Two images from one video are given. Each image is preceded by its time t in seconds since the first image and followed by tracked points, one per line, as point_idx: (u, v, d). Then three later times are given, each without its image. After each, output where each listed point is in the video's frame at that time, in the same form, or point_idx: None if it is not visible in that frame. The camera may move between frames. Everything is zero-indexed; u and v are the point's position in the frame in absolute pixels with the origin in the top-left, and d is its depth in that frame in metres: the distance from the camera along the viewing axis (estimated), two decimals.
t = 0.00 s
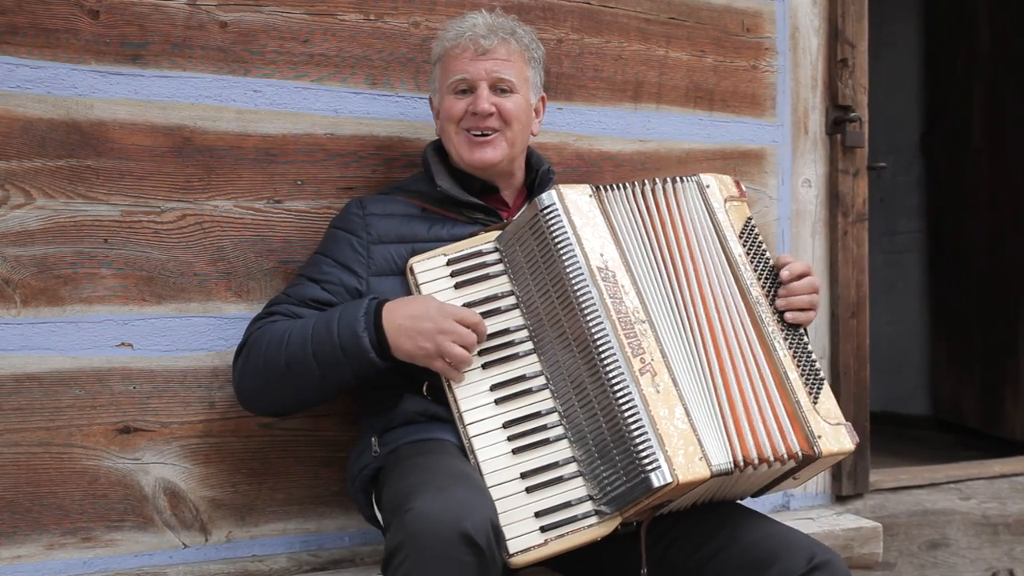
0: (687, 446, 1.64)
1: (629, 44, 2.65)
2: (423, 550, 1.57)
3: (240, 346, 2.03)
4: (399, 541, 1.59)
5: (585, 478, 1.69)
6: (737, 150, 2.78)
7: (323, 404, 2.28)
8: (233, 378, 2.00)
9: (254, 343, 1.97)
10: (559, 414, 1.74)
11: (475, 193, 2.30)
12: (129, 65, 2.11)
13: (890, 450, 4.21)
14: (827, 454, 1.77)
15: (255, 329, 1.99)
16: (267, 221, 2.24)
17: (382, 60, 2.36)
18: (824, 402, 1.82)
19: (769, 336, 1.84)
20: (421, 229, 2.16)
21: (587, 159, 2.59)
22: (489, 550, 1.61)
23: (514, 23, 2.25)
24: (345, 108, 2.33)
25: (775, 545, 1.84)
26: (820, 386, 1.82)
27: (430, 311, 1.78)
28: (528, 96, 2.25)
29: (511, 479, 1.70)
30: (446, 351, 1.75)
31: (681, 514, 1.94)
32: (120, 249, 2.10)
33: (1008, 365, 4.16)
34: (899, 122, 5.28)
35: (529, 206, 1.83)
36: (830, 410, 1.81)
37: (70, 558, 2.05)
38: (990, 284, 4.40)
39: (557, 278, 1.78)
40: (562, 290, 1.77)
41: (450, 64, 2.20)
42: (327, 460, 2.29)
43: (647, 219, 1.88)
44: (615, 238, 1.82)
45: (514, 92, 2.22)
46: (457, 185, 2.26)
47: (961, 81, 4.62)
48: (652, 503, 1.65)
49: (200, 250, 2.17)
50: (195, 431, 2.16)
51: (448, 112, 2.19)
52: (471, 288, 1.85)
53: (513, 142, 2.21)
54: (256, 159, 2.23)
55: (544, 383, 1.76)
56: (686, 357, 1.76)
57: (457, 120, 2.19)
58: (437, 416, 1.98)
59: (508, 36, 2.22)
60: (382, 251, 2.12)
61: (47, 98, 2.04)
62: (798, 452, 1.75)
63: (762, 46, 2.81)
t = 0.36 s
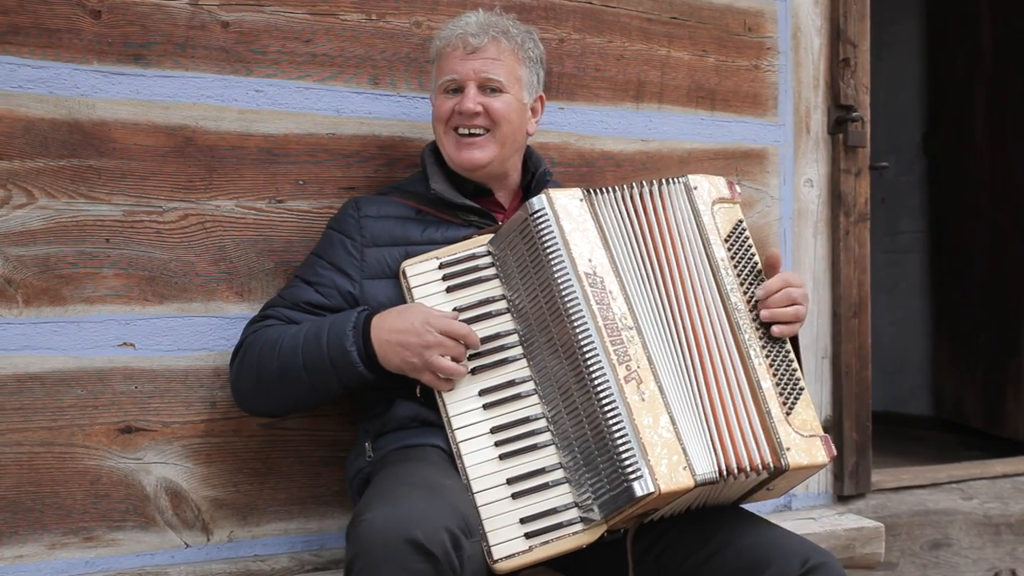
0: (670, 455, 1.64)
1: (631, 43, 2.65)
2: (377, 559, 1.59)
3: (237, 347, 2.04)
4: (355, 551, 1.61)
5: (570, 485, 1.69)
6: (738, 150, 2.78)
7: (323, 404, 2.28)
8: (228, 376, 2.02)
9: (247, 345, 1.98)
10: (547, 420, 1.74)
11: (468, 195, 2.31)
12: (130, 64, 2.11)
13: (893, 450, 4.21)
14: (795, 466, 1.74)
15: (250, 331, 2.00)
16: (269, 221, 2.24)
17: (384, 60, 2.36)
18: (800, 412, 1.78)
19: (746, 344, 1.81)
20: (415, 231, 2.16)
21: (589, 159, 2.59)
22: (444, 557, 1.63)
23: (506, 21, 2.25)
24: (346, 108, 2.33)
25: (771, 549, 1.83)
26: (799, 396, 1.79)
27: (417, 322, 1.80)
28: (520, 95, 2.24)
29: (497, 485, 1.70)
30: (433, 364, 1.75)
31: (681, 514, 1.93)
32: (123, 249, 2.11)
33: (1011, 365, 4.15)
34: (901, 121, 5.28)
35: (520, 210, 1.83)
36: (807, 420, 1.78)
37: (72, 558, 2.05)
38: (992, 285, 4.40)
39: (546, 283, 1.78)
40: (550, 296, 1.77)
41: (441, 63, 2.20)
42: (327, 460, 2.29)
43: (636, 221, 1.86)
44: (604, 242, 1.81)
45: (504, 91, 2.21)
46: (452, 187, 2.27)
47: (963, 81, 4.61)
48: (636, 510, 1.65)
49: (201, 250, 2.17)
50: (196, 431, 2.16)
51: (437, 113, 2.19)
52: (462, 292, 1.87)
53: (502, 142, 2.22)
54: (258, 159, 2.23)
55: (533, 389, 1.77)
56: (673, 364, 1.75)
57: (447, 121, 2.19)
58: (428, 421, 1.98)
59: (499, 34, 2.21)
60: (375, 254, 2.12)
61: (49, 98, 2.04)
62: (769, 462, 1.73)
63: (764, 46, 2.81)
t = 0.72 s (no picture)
0: (672, 455, 1.64)
1: (632, 43, 2.64)
2: (383, 558, 1.58)
3: (238, 354, 2.06)
4: (360, 550, 1.60)
5: (572, 486, 1.68)
6: (739, 150, 2.78)
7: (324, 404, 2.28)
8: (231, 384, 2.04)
9: (248, 354, 1.99)
10: (547, 421, 1.74)
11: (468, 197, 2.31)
12: (131, 64, 2.11)
13: (894, 450, 4.21)
14: (782, 466, 1.74)
15: (250, 340, 2.02)
16: (270, 221, 2.24)
17: (385, 60, 2.36)
18: (787, 411, 1.78)
19: (731, 343, 1.81)
20: (412, 234, 2.15)
21: (590, 158, 2.59)
22: (450, 554, 1.62)
23: (508, 21, 2.24)
24: (347, 108, 2.32)
25: (771, 551, 1.82)
26: (785, 394, 1.80)
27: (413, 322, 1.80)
28: (525, 96, 2.25)
29: (498, 486, 1.70)
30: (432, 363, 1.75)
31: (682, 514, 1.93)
32: (123, 249, 2.11)
33: (1012, 365, 4.15)
34: (902, 121, 5.27)
35: (519, 211, 1.84)
36: (794, 419, 1.78)
37: (73, 558, 2.05)
38: (994, 285, 4.39)
39: (546, 284, 1.78)
40: (550, 297, 1.77)
41: (447, 65, 2.19)
42: (328, 460, 2.29)
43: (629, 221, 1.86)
44: (603, 242, 1.81)
45: (512, 93, 2.22)
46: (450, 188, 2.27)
47: (964, 80, 4.61)
48: (637, 510, 1.65)
49: (202, 250, 2.17)
50: (197, 431, 2.16)
51: (447, 116, 2.19)
52: (461, 294, 1.86)
53: (513, 143, 2.22)
54: (259, 159, 2.23)
55: (533, 390, 1.77)
56: (673, 363, 1.75)
57: (457, 123, 2.19)
58: (429, 422, 1.99)
59: (504, 35, 2.21)
60: (373, 258, 2.12)
61: (50, 97, 2.04)
62: (757, 463, 1.72)
63: (765, 46, 2.81)
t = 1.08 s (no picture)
0: (688, 447, 1.65)
1: (634, 43, 2.64)
2: (411, 559, 1.57)
3: (248, 341, 2.04)
4: (388, 550, 1.59)
5: (586, 478, 1.70)
6: (741, 150, 2.78)
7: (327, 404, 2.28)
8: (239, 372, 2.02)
9: (260, 338, 1.98)
10: (562, 414, 1.75)
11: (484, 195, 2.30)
12: (133, 64, 2.11)
13: (896, 450, 4.20)
14: (785, 466, 1.74)
15: (262, 324, 2.01)
16: (272, 221, 2.24)
17: (387, 60, 2.36)
18: (792, 416, 1.79)
19: (742, 344, 1.83)
20: (428, 228, 2.16)
21: (592, 158, 2.59)
22: (478, 557, 1.61)
23: (521, 23, 2.26)
24: (350, 108, 2.32)
25: (776, 542, 1.83)
26: (791, 399, 1.81)
27: (424, 307, 1.79)
28: (529, 97, 2.23)
29: (512, 477, 1.72)
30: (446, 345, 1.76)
31: (685, 514, 1.93)
32: (125, 249, 2.11)
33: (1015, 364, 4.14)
34: (904, 120, 5.27)
35: (537, 205, 1.82)
36: (797, 424, 1.79)
37: (75, 558, 2.05)
38: (996, 284, 4.39)
39: (563, 278, 1.78)
40: (567, 291, 1.77)
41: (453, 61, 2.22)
42: (331, 459, 2.29)
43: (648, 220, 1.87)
44: (620, 238, 1.82)
45: (512, 92, 2.20)
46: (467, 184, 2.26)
47: (966, 79, 4.60)
48: (652, 503, 1.66)
49: (205, 250, 2.17)
50: (199, 430, 2.16)
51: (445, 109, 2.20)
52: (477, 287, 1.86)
53: (506, 142, 2.20)
54: (261, 159, 2.23)
55: (547, 383, 1.77)
56: (690, 357, 1.77)
57: (453, 118, 2.19)
58: (439, 417, 1.98)
59: (512, 35, 2.22)
60: (389, 249, 2.12)
61: (53, 97, 2.04)
62: (763, 461, 1.72)
63: (767, 46, 2.81)
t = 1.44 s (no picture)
0: (698, 443, 1.65)
1: (636, 43, 2.64)
2: (419, 559, 1.57)
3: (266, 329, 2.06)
4: (395, 550, 1.59)
5: (595, 473, 1.69)
6: (744, 150, 2.77)
7: (330, 404, 2.28)
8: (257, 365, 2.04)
9: (278, 329, 2.00)
10: (573, 408, 1.74)
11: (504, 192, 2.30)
12: (136, 64, 2.11)
13: (898, 450, 4.20)
14: (798, 470, 1.76)
15: (281, 314, 2.03)
16: (274, 221, 2.24)
17: (389, 60, 2.36)
18: (809, 422, 1.81)
19: (767, 348, 1.84)
20: (448, 220, 2.15)
21: (594, 158, 2.59)
22: (485, 556, 1.61)
23: (550, 24, 2.25)
24: (352, 107, 2.32)
25: (783, 540, 1.84)
26: (810, 407, 1.83)
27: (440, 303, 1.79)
28: (560, 98, 2.23)
29: (522, 468, 1.71)
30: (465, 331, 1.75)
31: (689, 512, 1.93)
32: (127, 249, 2.11)
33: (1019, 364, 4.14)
34: (907, 120, 5.26)
35: (556, 200, 1.82)
36: (812, 431, 1.81)
37: (77, 558, 2.05)
38: (999, 284, 4.38)
39: (579, 274, 1.78)
40: (583, 287, 1.77)
41: (484, 62, 2.22)
42: (333, 459, 2.29)
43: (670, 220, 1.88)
44: (637, 236, 1.82)
45: (544, 94, 2.21)
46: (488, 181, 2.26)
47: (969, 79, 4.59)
48: (660, 497, 1.66)
49: (207, 250, 2.17)
50: (201, 430, 2.16)
51: (477, 111, 2.20)
52: (494, 279, 1.86)
53: (539, 143, 2.21)
54: (263, 159, 2.23)
55: (561, 376, 1.77)
56: (703, 355, 1.77)
57: (486, 119, 2.19)
58: (449, 411, 1.96)
59: (542, 37, 2.22)
60: (408, 241, 2.11)
61: (55, 97, 2.04)
62: (777, 463, 1.73)
63: (770, 45, 2.81)
